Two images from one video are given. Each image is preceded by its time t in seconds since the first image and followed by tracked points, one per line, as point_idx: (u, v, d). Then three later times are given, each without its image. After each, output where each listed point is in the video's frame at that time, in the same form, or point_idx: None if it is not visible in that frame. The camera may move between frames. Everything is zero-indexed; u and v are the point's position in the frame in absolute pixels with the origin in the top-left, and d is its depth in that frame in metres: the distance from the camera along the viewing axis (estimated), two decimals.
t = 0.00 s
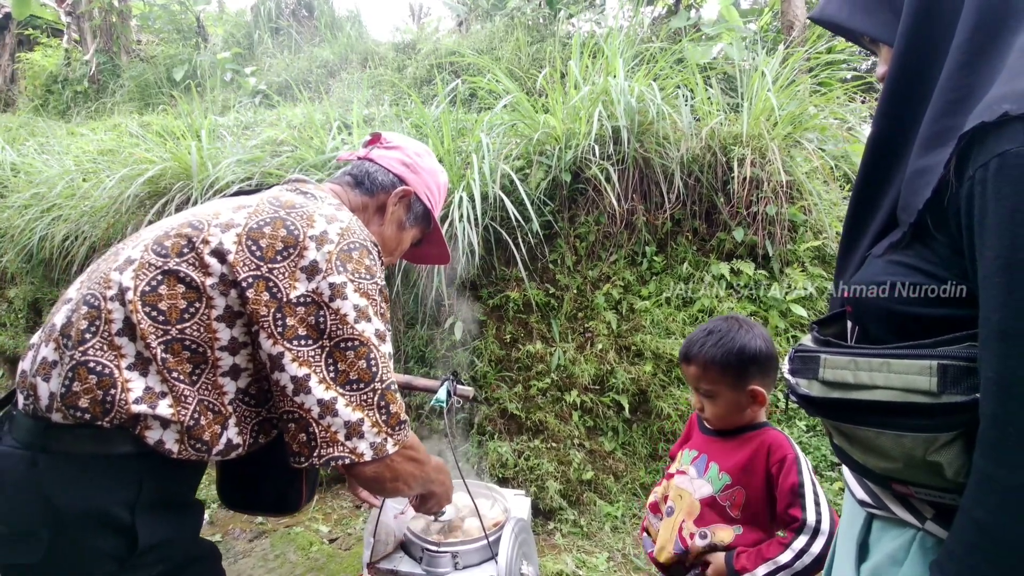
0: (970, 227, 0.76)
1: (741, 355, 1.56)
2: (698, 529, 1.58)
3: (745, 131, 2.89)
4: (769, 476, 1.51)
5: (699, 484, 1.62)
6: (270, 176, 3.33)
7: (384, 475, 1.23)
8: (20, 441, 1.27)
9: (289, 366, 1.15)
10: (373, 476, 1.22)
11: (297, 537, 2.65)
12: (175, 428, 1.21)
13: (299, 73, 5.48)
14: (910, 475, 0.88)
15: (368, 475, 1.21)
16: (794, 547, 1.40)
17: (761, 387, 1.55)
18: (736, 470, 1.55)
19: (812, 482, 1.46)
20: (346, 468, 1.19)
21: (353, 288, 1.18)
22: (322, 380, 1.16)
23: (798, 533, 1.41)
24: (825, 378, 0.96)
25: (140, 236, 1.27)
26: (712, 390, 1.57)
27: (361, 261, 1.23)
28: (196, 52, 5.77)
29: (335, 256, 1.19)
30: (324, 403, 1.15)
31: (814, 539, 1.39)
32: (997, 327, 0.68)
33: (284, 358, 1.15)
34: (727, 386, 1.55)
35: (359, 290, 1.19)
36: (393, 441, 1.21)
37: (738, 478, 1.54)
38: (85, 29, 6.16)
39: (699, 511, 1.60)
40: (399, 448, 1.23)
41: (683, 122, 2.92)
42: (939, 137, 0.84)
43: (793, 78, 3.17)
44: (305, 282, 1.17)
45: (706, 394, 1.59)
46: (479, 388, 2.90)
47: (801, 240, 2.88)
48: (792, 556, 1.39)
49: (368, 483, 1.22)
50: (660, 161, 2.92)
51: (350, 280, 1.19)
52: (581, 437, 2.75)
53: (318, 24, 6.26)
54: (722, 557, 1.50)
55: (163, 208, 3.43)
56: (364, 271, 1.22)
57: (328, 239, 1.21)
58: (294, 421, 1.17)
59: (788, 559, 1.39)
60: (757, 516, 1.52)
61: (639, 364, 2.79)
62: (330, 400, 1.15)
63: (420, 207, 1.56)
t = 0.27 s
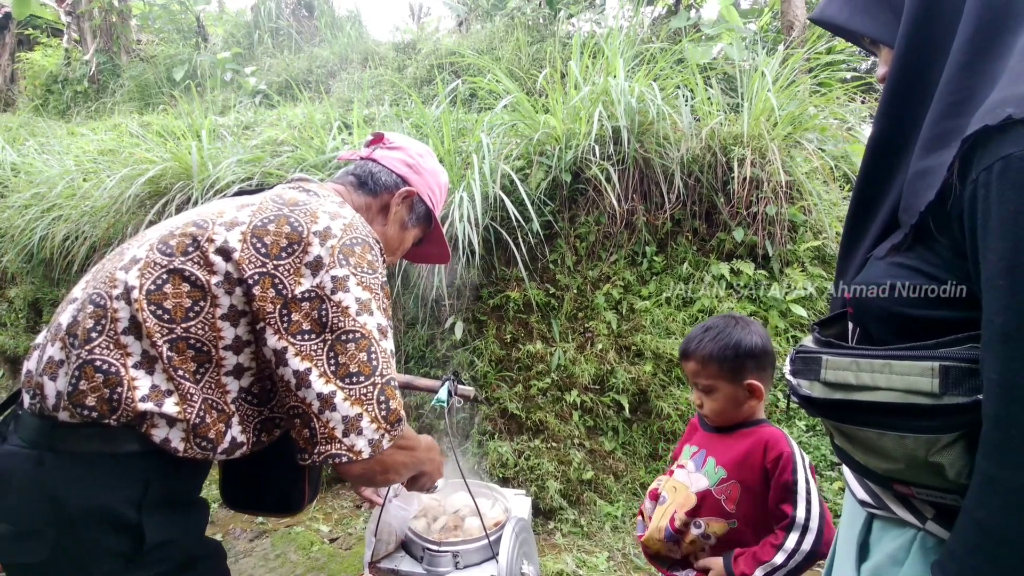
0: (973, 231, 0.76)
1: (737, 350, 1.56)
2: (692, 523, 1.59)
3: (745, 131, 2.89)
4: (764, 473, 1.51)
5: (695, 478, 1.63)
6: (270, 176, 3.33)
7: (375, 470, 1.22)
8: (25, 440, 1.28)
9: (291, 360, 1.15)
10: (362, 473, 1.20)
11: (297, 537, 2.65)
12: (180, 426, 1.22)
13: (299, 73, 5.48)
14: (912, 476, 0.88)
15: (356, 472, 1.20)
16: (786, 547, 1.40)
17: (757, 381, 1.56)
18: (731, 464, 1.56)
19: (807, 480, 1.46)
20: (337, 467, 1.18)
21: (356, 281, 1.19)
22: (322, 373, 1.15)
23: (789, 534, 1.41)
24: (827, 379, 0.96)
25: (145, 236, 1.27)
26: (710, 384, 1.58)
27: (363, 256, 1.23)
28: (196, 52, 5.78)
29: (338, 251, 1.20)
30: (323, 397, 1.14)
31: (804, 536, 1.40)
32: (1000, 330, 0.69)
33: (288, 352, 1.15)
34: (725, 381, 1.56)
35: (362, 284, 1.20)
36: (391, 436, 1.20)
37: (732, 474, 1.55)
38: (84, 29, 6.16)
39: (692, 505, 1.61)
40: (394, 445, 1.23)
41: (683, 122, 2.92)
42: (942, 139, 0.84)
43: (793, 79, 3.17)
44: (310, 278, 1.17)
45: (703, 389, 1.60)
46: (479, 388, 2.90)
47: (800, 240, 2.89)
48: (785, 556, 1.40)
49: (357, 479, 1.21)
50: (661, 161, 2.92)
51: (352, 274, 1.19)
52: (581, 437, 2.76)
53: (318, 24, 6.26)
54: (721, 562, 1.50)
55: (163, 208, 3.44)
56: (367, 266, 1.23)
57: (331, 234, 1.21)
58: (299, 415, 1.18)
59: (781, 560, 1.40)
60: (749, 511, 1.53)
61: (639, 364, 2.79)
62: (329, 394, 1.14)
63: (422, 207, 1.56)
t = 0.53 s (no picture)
0: (975, 233, 0.76)
1: (734, 348, 1.56)
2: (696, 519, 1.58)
3: (745, 131, 2.89)
4: (759, 465, 1.53)
5: (691, 475, 1.64)
6: (270, 176, 3.34)
7: (367, 474, 1.21)
8: (30, 440, 1.28)
9: (293, 361, 1.15)
10: (354, 477, 1.20)
11: (298, 537, 2.66)
12: (184, 426, 1.22)
13: (299, 73, 5.49)
14: (912, 476, 0.88)
15: (348, 476, 1.20)
16: (811, 526, 1.40)
17: (753, 378, 1.55)
18: (724, 460, 1.58)
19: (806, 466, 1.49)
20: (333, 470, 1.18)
21: (358, 285, 1.20)
22: (322, 375, 1.15)
23: (812, 512, 1.40)
24: (828, 380, 0.96)
25: (150, 237, 1.28)
26: (706, 381, 1.58)
27: (367, 260, 1.24)
28: (196, 52, 5.78)
29: (341, 254, 1.20)
30: (322, 399, 1.14)
31: (829, 515, 1.39)
32: (1001, 332, 0.69)
33: (289, 354, 1.15)
34: (721, 379, 1.56)
35: (363, 288, 1.21)
36: (386, 441, 1.20)
37: (727, 468, 1.57)
38: (84, 29, 6.16)
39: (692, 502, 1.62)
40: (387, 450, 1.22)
41: (683, 122, 2.92)
42: (943, 141, 0.84)
43: (792, 79, 3.17)
44: (313, 280, 1.17)
45: (700, 386, 1.61)
46: (479, 388, 2.90)
47: (800, 240, 2.89)
48: (811, 533, 1.39)
49: (349, 483, 1.21)
50: (660, 161, 2.92)
51: (355, 277, 1.20)
52: (581, 437, 2.76)
53: (318, 24, 6.27)
54: (738, 541, 1.47)
55: (163, 208, 3.44)
56: (369, 270, 1.23)
57: (335, 237, 1.22)
58: (300, 417, 1.18)
59: (806, 537, 1.39)
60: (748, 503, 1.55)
61: (639, 364, 2.80)
62: (328, 396, 1.14)
63: (424, 210, 1.57)
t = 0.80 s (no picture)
0: (976, 234, 0.77)
1: (730, 345, 1.57)
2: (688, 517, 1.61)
3: (745, 131, 2.90)
4: (753, 465, 1.53)
5: (686, 474, 1.65)
6: (271, 177, 3.34)
7: (384, 479, 1.24)
8: (31, 441, 1.28)
9: (297, 369, 1.16)
10: (370, 480, 1.23)
11: (298, 537, 2.66)
12: (185, 428, 1.22)
13: (299, 73, 5.48)
14: (913, 476, 0.89)
15: (367, 477, 1.23)
16: (795, 531, 1.42)
17: (749, 375, 1.56)
18: (719, 459, 1.58)
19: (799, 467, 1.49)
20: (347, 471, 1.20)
21: (361, 293, 1.20)
22: (328, 383, 1.16)
23: (797, 518, 1.42)
24: (828, 380, 0.96)
25: (153, 238, 1.28)
26: (702, 377, 1.59)
27: (369, 267, 1.24)
28: (196, 52, 5.78)
29: (344, 262, 1.20)
30: (329, 406, 1.16)
31: (813, 521, 1.41)
32: (1002, 332, 0.69)
33: (293, 360, 1.16)
34: (717, 375, 1.57)
35: (366, 296, 1.21)
36: (394, 444, 1.22)
37: (721, 468, 1.57)
38: (84, 29, 6.16)
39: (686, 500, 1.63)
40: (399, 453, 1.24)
41: (683, 123, 2.93)
42: (944, 142, 0.84)
43: (792, 79, 3.17)
44: (315, 286, 1.17)
45: (696, 383, 1.61)
46: (479, 388, 2.91)
47: (800, 240, 2.89)
48: (794, 539, 1.42)
49: (366, 485, 1.24)
50: (660, 161, 2.93)
51: (357, 286, 1.20)
52: (581, 437, 2.76)
53: (318, 24, 6.27)
54: (726, 545, 1.51)
55: (164, 209, 3.44)
56: (371, 276, 1.24)
57: (338, 244, 1.22)
58: (300, 422, 1.19)
59: (790, 542, 1.42)
60: (742, 502, 1.56)
61: (639, 364, 2.80)
62: (334, 404, 1.16)
63: (426, 213, 1.57)
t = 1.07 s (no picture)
0: (977, 234, 0.77)
1: (730, 344, 1.58)
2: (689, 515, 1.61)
3: (745, 131, 2.90)
4: (752, 463, 1.54)
5: (687, 473, 1.65)
6: (271, 177, 3.34)
7: (398, 475, 1.26)
8: (34, 442, 1.28)
9: (305, 370, 1.16)
10: (385, 475, 1.24)
11: (298, 537, 2.66)
12: (190, 428, 1.22)
13: (299, 73, 5.48)
14: (914, 476, 0.89)
15: (382, 472, 1.23)
16: (794, 525, 1.41)
17: (749, 373, 1.57)
18: (718, 458, 1.59)
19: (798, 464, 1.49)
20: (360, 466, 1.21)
21: (366, 296, 1.20)
22: (337, 384, 1.17)
23: (795, 512, 1.42)
24: (829, 380, 0.97)
25: (157, 239, 1.28)
26: (704, 377, 1.59)
27: (374, 269, 1.25)
28: (196, 52, 5.78)
29: (350, 264, 1.21)
30: (340, 406, 1.17)
31: (811, 514, 1.40)
32: (1002, 332, 0.70)
33: (301, 362, 1.16)
34: (718, 375, 1.57)
35: (372, 298, 1.21)
36: (404, 440, 1.23)
37: (721, 466, 1.58)
38: (84, 29, 6.16)
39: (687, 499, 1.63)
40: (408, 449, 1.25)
41: (683, 123, 2.93)
42: (943, 143, 0.85)
43: (792, 79, 3.17)
44: (320, 288, 1.18)
45: (696, 382, 1.61)
46: (479, 389, 2.91)
47: (800, 240, 2.89)
48: (794, 533, 1.41)
49: (380, 480, 1.24)
50: (660, 162, 2.93)
51: (364, 288, 1.20)
52: (581, 437, 2.76)
53: (318, 24, 6.27)
54: (727, 542, 1.50)
55: (163, 209, 3.44)
56: (377, 279, 1.24)
57: (343, 247, 1.22)
58: (309, 422, 1.18)
59: (789, 537, 1.41)
60: (743, 501, 1.55)
61: (639, 364, 2.80)
62: (345, 403, 1.17)
63: (428, 215, 1.57)
